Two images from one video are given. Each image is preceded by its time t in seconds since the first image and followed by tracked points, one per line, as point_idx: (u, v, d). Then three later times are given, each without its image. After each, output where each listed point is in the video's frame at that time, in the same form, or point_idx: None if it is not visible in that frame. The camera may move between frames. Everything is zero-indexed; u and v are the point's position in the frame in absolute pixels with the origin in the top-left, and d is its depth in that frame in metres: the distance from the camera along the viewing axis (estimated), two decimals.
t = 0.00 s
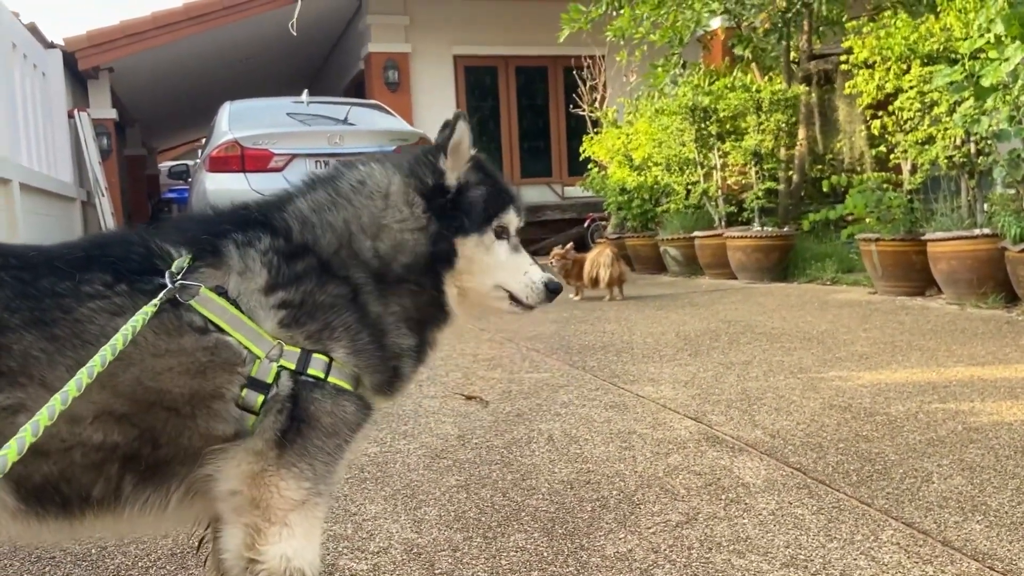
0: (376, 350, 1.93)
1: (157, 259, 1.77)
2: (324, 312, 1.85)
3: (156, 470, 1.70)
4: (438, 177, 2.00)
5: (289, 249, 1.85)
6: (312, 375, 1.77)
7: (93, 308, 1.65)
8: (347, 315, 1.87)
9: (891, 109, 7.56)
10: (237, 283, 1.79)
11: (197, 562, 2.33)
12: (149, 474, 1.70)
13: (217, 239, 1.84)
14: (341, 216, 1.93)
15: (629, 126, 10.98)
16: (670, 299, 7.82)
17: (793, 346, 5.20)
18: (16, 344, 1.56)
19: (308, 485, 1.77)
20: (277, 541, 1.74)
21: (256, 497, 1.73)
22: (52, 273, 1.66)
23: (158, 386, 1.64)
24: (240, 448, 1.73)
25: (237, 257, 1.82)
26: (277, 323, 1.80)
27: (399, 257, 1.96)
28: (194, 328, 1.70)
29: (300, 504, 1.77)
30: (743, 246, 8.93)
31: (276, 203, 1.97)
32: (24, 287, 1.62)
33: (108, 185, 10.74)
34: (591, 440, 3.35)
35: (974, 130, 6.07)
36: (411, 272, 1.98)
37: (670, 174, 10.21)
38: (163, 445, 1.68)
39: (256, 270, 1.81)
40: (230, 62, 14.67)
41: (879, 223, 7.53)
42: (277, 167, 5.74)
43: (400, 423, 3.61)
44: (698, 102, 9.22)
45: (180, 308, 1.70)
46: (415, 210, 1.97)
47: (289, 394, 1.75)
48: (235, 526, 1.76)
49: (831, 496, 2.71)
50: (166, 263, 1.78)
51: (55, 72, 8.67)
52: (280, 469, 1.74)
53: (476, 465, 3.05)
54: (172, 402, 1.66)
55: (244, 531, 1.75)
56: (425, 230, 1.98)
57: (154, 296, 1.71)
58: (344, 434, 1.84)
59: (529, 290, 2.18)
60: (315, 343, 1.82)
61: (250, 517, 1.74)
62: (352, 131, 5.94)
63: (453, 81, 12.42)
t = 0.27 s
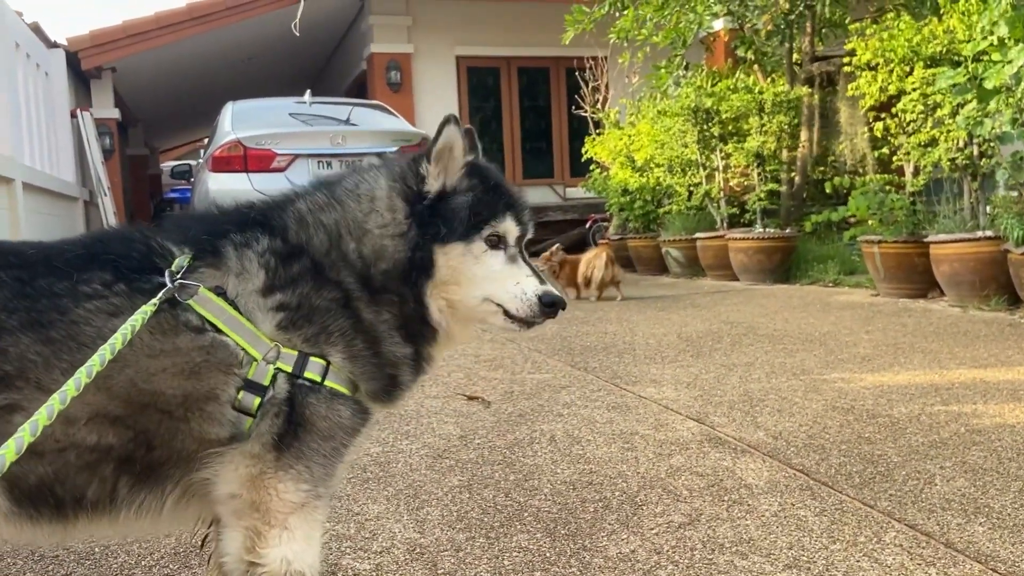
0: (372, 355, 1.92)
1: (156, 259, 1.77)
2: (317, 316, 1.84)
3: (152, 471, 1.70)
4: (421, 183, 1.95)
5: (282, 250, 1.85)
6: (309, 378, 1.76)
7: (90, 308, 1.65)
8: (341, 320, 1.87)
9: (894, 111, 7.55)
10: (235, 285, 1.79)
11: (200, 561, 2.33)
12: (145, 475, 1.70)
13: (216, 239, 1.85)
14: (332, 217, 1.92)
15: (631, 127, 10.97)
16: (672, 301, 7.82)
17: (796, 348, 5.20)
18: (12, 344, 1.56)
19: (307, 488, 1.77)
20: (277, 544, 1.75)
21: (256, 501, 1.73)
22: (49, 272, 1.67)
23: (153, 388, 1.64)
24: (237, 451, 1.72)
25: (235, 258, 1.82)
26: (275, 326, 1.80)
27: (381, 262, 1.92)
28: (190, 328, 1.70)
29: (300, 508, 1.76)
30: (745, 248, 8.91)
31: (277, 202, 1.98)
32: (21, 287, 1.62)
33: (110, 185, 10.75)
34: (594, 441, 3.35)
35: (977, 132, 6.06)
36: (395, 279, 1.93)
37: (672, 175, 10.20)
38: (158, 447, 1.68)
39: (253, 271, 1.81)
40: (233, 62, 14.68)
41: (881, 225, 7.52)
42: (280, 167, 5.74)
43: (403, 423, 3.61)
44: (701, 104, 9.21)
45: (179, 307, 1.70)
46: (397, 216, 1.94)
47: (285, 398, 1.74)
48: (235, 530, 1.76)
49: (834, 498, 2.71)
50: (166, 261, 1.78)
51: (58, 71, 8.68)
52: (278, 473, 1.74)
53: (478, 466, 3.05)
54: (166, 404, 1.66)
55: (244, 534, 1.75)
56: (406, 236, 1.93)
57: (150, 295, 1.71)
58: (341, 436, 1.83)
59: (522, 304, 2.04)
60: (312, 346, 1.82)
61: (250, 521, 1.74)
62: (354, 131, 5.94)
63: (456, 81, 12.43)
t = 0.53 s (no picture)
0: (372, 356, 1.92)
1: (159, 255, 1.77)
2: (315, 318, 1.84)
3: (152, 468, 1.70)
4: (429, 187, 1.96)
5: (283, 250, 1.85)
6: (309, 379, 1.76)
7: (92, 304, 1.65)
8: (340, 322, 1.87)
9: (896, 112, 7.54)
10: (235, 283, 1.79)
11: (201, 559, 2.33)
12: (144, 473, 1.70)
13: (218, 237, 1.85)
14: (334, 219, 1.92)
15: (632, 127, 10.96)
16: (674, 301, 7.82)
17: (798, 348, 5.20)
18: (15, 339, 1.56)
19: (305, 489, 1.77)
20: (276, 545, 1.75)
21: (255, 503, 1.73)
22: (52, 267, 1.67)
23: (154, 384, 1.64)
24: (235, 453, 1.72)
25: (235, 257, 1.82)
26: (274, 326, 1.80)
27: (382, 266, 1.92)
28: (190, 325, 1.70)
29: (299, 509, 1.77)
30: (747, 248, 8.91)
31: (279, 202, 1.98)
32: (24, 282, 1.62)
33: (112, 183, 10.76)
34: (596, 441, 3.35)
35: (980, 133, 6.06)
36: (395, 284, 1.93)
37: (674, 176, 10.20)
38: (158, 445, 1.68)
39: (252, 271, 1.81)
40: (234, 61, 14.69)
41: (883, 226, 7.51)
42: (282, 166, 5.75)
43: (404, 423, 3.61)
44: (703, 104, 9.21)
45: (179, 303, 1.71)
46: (401, 220, 1.93)
47: (284, 400, 1.74)
48: (234, 531, 1.76)
49: (836, 499, 2.71)
50: (168, 258, 1.78)
51: (61, 69, 8.69)
52: (276, 474, 1.74)
53: (479, 465, 3.05)
54: (167, 401, 1.66)
55: (242, 536, 1.75)
56: (409, 242, 1.92)
57: (152, 292, 1.71)
58: (340, 438, 1.83)
59: (529, 316, 2.04)
60: (311, 346, 1.82)
61: (248, 522, 1.74)
62: (356, 131, 5.95)
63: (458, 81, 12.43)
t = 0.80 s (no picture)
0: (373, 356, 1.92)
1: (159, 255, 1.77)
2: (316, 317, 1.84)
3: (152, 468, 1.70)
4: (433, 184, 1.96)
5: (285, 250, 1.85)
6: (309, 379, 1.76)
7: (93, 302, 1.65)
8: (342, 322, 1.87)
9: (897, 113, 7.53)
10: (235, 284, 1.79)
11: (201, 559, 2.33)
12: (145, 472, 1.70)
13: (217, 237, 1.84)
14: (336, 219, 1.92)
15: (633, 127, 10.95)
16: (675, 301, 7.81)
17: (798, 349, 5.19)
18: (16, 337, 1.56)
19: (305, 490, 1.77)
20: (275, 547, 1.75)
21: (255, 504, 1.74)
22: (53, 266, 1.67)
23: (154, 384, 1.64)
24: (235, 453, 1.72)
25: (235, 257, 1.82)
26: (274, 326, 1.80)
27: (386, 266, 1.92)
28: (190, 326, 1.70)
29: (298, 510, 1.76)
30: (747, 249, 8.90)
31: (279, 203, 1.97)
32: (25, 280, 1.62)
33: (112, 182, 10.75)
34: (596, 441, 3.35)
35: (981, 134, 6.05)
36: (400, 285, 1.93)
37: (675, 176, 10.20)
38: (159, 444, 1.68)
39: (252, 271, 1.81)
40: (235, 61, 14.68)
41: (884, 226, 7.50)
42: (283, 165, 5.74)
43: (404, 423, 3.61)
44: (703, 104, 9.20)
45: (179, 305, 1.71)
46: (406, 220, 1.93)
47: (284, 400, 1.74)
48: (233, 532, 1.76)
49: (836, 500, 2.71)
50: (169, 258, 1.78)
51: (61, 68, 8.68)
52: (276, 475, 1.74)
53: (479, 465, 3.05)
54: (168, 400, 1.66)
55: (242, 537, 1.75)
56: (415, 240, 1.92)
57: (153, 292, 1.71)
58: (340, 439, 1.83)
59: (540, 309, 2.06)
60: (312, 347, 1.82)
61: (248, 523, 1.74)
62: (357, 130, 5.94)
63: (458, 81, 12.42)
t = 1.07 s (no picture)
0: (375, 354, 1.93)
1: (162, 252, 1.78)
2: (320, 317, 1.85)
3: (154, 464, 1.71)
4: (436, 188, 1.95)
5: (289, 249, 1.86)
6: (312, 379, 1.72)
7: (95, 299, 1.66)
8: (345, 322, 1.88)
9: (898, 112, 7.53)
10: (239, 282, 1.80)
11: (203, 556, 2.34)
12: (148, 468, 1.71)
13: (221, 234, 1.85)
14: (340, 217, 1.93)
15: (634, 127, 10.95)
16: (676, 301, 7.81)
17: (800, 348, 5.19)
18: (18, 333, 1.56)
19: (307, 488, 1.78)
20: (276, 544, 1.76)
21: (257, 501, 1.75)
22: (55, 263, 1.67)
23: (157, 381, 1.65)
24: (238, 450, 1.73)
25: (239, 254, 1.82)
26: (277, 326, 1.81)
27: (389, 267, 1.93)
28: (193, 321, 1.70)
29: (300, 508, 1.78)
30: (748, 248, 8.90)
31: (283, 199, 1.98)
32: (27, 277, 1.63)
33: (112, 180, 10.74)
34: (597, 440, 3.35)
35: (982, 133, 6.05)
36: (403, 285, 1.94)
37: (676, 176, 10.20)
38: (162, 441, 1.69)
39: (257, 269, 1.82)
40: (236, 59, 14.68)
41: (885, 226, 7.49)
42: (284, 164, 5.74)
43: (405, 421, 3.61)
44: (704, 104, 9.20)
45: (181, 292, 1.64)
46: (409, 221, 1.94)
47: (286, 399, 1.75)
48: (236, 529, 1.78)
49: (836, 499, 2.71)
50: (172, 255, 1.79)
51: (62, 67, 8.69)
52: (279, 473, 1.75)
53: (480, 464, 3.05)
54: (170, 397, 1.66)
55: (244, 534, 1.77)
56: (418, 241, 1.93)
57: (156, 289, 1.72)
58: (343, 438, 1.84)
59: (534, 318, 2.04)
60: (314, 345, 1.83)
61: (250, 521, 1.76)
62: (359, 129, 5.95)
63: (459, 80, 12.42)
